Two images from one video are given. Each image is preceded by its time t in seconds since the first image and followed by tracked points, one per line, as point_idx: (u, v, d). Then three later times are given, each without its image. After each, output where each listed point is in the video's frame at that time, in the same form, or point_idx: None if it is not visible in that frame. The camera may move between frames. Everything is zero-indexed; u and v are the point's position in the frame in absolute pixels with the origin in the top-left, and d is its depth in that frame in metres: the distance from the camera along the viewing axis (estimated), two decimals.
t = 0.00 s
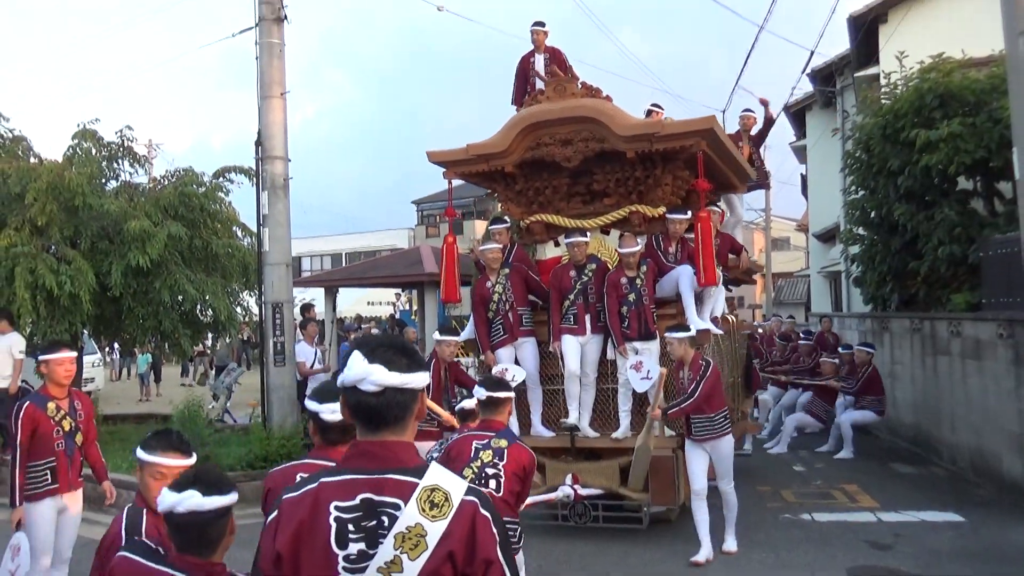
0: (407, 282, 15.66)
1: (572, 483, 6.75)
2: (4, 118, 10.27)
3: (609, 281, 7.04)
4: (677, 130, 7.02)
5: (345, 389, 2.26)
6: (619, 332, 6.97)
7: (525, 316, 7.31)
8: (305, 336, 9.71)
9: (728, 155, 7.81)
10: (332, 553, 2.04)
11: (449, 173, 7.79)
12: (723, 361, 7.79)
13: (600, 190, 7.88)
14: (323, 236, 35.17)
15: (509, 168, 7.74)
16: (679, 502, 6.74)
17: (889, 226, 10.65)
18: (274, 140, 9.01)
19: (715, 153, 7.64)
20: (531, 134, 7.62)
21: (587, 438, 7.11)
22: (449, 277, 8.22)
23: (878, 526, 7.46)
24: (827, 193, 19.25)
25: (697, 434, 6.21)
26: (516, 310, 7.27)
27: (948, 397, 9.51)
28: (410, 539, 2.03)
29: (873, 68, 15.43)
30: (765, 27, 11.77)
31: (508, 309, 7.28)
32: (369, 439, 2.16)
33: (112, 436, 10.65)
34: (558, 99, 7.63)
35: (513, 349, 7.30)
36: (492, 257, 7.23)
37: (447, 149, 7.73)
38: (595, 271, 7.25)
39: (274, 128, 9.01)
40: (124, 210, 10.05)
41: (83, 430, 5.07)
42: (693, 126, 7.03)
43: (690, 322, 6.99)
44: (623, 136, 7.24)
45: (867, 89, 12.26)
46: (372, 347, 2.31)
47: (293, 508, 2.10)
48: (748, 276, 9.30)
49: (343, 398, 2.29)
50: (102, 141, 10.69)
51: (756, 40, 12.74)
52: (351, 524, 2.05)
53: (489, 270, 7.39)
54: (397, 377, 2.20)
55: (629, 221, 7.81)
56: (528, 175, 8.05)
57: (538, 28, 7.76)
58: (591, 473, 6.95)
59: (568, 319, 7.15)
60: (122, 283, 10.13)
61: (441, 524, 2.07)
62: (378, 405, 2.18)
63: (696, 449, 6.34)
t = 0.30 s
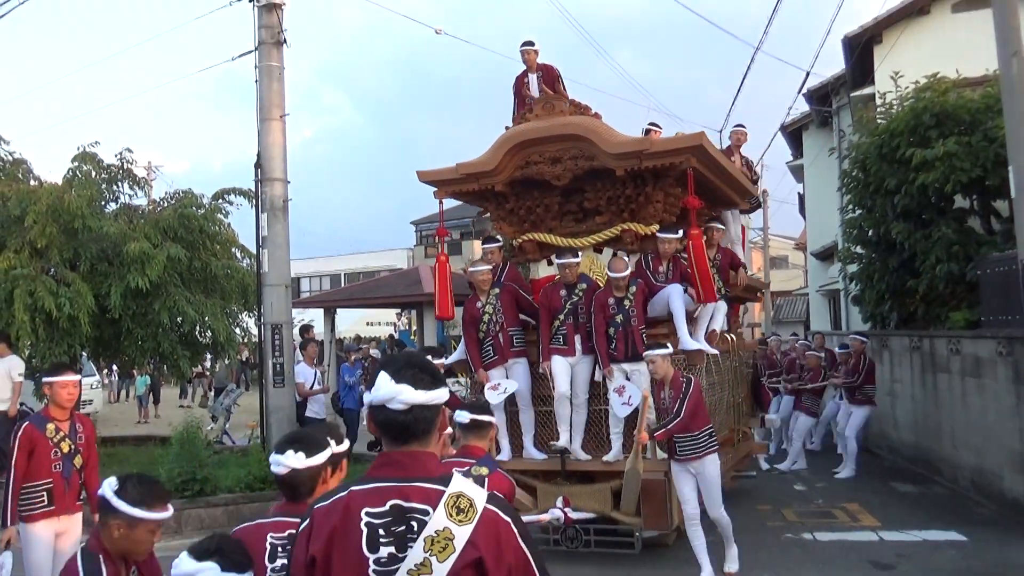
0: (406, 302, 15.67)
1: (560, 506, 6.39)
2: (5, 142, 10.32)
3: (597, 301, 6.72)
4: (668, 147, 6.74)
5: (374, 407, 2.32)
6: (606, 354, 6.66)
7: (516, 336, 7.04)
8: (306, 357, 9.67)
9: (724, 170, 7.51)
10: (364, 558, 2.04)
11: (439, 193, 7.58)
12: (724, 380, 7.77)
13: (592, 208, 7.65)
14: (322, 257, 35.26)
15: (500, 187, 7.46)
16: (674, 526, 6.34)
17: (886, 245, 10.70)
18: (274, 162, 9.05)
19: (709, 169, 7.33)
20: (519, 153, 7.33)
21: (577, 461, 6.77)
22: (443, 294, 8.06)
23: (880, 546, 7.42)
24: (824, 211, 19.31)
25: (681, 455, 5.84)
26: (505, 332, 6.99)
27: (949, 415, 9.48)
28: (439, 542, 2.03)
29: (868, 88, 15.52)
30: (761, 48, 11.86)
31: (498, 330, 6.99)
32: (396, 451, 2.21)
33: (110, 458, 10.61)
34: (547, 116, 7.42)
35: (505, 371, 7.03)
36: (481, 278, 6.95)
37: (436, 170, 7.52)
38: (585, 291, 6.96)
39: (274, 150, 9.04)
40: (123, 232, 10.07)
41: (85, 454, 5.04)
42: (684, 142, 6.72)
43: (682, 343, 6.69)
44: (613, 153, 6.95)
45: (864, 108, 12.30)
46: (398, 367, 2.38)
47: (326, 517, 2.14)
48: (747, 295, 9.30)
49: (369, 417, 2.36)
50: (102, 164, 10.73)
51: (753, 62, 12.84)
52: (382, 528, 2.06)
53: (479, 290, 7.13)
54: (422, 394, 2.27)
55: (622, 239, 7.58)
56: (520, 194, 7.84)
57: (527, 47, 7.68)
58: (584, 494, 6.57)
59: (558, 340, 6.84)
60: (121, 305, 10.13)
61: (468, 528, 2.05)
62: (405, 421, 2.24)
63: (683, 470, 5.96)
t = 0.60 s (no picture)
0: (405, 311, 15.65)
1: (554, 518, 6.34)
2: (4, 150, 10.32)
3: (587, 308, 6.61)
4: (660, 151, 6.51)
5: (386, 418, 2.36)
6: (598, 362, 6.52)
7: (508, 346, 6.88)
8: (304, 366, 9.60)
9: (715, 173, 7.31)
10: (381, 556, 2.11)
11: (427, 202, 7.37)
12: (718, 389, 7.77)
13: (584, 215, 7.40)
14: (321, 266, 35.26)
15: (489, 195, 7.23)
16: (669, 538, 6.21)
17: (885, 253, 10.71)
18: (273, 171, 9.05)
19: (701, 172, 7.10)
20: (509, 160, 7.12)
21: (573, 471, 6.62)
22: (435, 306, 7.99)
23: (881, 556, 7.40)
24: (823, 220, 19.34)
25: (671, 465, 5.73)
26: (497, 340, 6.85)
27: (948, 424, 9.48)
28: (451, 538, 2.11)
29: (866, 97, 15.57)
30: (759, 58, 11.88)
31: (489, 338, 6.86)
32: (408, 456, 2.28)
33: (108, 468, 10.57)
34: (537, 122, 7.33)
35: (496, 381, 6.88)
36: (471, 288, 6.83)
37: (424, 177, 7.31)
38: (576, 298, 6.81)
39: (272, 159, 9.04)
40: (122, 241, 10.05)
41: (82, 463, 5.00)
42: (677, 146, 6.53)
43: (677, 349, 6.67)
44: (604, 158, 6.71)
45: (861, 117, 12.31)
46: (411, 377, 2.41)
47: (346, 520, 2.21)
48: (740, 302, 9.29)
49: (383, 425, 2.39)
50: (101, 173, 10.73)
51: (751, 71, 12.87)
52: (397, 529, 2.13)
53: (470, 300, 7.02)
54: (433, 403, 2.31)
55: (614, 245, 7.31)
56: (510, 201, 7.61)
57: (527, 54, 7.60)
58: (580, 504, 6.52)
59: (550, 348, 6.70)
60: (119, 313, 10.11)
61: (478, 525, 2.14)
62: (417, 429, 2.28)
63: (674, 480, 5.85)
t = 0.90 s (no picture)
0: (403, 318, 15.64)
1: (552, 527, 6.22)
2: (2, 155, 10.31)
3: (582, 314, 6.56)
4: (659, 156, 6.50)
5: (393, 416, 2.59)
6: (593, 368, 6.46)
7: (498, 353, 6.81)
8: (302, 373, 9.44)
9: (710, 179, 7.25)
10: (394, 538, 2.39)
11: (423, 206, 7.34)
12: (713, 397, 7.78)
13: (580, 221, 7.34)
14: (319, 272, 35.21)
15: (485, 199, 7.18)
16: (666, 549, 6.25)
17: (883, 262, 10.74)
18: (271, 177, 9.05)
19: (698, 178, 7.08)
20: (506, 163, 7.11)
21: (568, 481, 6.57)
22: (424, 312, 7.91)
23: (877, 564, 7.40)
24: (820, 228, 19.38)
25: (668, 473, 5.75)
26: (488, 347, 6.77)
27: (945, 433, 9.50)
28: (457, 522, 2.39)
29: (863, 106, 15.62)
30: (756, 66, 11.90)
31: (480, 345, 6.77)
32: (414, 449, 2.53)
33: (104, 474, 10.54)
34: (534, 125, 7.28)
35: (487, 388, 6.82)
36: (464, 294, 6.80)
37: (420, 181, 7.29)
38: (569, 305, 6.81)
39: (270, 165, 9.05)
40: (120, 247, 10.04)
41: (75, 468, 5.00)
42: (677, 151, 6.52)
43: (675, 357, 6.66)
44: (603, 161, 6.72)
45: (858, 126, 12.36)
46: (416, 376, 2.63)
47: (360, 508, 2.48)
48: (735, 310, 9.31)
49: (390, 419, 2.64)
50: (99, 178, 10.73)
51: (749, 81, 12.91)
52: (407, 514, 2.40)
53: (461, 306, 6.96)
54: (438, 402, 2.55)
55: (610, 252, 7.22)
56: (506, 206, 7.51)
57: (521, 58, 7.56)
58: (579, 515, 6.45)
59: (542, 356, 6.64)
60: (116, 319, 10.10)
61: (482, 509, 2.42)
62: (422, 427, 2.52)
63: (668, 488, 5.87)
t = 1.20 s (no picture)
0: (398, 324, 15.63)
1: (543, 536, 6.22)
2: None
3: (580, 318, 6.53)
4: (650, 161, 6.48)
5: (414, 411, 2.78)
6: (590, 374, 6.43)
7: (493, 358, 6.79)
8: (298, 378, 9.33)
9: (705, 183, 7.26)
10: (412, 528, 2.53)
11: (413, 210, 7.31)
12: (706, 403, 7.78)
13: (571, 226, 7.32)
14: (314, 277, 35.18)
15: (475, 204, 7.17)
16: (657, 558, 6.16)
17: (877, 269, 10.77)
18: (268, 183, 9.04)
19: (691, 183, 7.07)
20: (497, 167, 7.07)
21: (559, 488, 6.57)
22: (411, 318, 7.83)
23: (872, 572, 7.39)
24: (816, 236, 19.42)
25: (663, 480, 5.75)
26: (482, 353, 6.74)
27: (940, 440, 9.52)
28: (472, 512, 2.53)
29: (859, 114, 15.67)
30: (752, 74, 11.94)
31: (474, 351, 6.74)
32: (432, 445, 2.70)
33: (97, 479, 10.48)
34: (525, 129, 7.22)
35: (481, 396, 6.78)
36: (456, 299, 6.73)
37: (411, 185, 7.26)
38: (563, 310, 6.74)
39: (267, 170, 9.04)
40: (115, 251, 10.01)
41: (58, 477, 4.97)
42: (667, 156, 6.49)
43: (668, 362, 6.61)
44: (593, 167, 6.68)
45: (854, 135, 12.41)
46: (435, 377, 2.81)
47: (379, 500, 2.61)
48: (729, 317, 9.32)
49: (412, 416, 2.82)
50: (95, 183, 10.71)
51: (746, 89, 12.96)
52: (424, 506, 2.54)
53: (453, 312, 6.88)
54: (456, 400, 2.73)
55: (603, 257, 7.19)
56: (497, 211, 7.51)
57: (510, 59, 7.57)
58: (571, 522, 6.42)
59: (536, 362, 6.61)
60: (111, 323, 10.07)
61: (496, 501, 2.56)
62: (437, 423, 2.69)
63: (662, 496, 5.87)
